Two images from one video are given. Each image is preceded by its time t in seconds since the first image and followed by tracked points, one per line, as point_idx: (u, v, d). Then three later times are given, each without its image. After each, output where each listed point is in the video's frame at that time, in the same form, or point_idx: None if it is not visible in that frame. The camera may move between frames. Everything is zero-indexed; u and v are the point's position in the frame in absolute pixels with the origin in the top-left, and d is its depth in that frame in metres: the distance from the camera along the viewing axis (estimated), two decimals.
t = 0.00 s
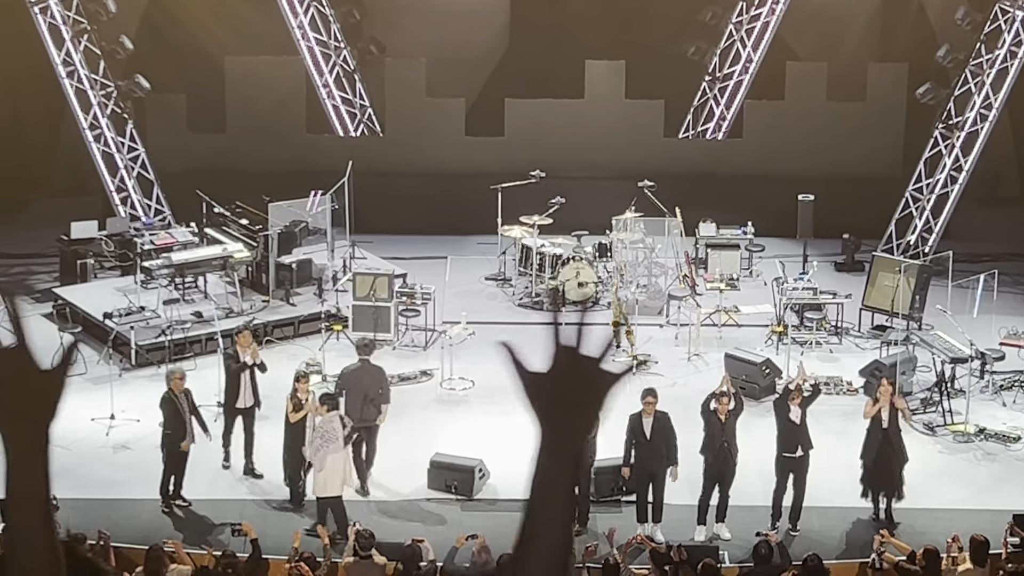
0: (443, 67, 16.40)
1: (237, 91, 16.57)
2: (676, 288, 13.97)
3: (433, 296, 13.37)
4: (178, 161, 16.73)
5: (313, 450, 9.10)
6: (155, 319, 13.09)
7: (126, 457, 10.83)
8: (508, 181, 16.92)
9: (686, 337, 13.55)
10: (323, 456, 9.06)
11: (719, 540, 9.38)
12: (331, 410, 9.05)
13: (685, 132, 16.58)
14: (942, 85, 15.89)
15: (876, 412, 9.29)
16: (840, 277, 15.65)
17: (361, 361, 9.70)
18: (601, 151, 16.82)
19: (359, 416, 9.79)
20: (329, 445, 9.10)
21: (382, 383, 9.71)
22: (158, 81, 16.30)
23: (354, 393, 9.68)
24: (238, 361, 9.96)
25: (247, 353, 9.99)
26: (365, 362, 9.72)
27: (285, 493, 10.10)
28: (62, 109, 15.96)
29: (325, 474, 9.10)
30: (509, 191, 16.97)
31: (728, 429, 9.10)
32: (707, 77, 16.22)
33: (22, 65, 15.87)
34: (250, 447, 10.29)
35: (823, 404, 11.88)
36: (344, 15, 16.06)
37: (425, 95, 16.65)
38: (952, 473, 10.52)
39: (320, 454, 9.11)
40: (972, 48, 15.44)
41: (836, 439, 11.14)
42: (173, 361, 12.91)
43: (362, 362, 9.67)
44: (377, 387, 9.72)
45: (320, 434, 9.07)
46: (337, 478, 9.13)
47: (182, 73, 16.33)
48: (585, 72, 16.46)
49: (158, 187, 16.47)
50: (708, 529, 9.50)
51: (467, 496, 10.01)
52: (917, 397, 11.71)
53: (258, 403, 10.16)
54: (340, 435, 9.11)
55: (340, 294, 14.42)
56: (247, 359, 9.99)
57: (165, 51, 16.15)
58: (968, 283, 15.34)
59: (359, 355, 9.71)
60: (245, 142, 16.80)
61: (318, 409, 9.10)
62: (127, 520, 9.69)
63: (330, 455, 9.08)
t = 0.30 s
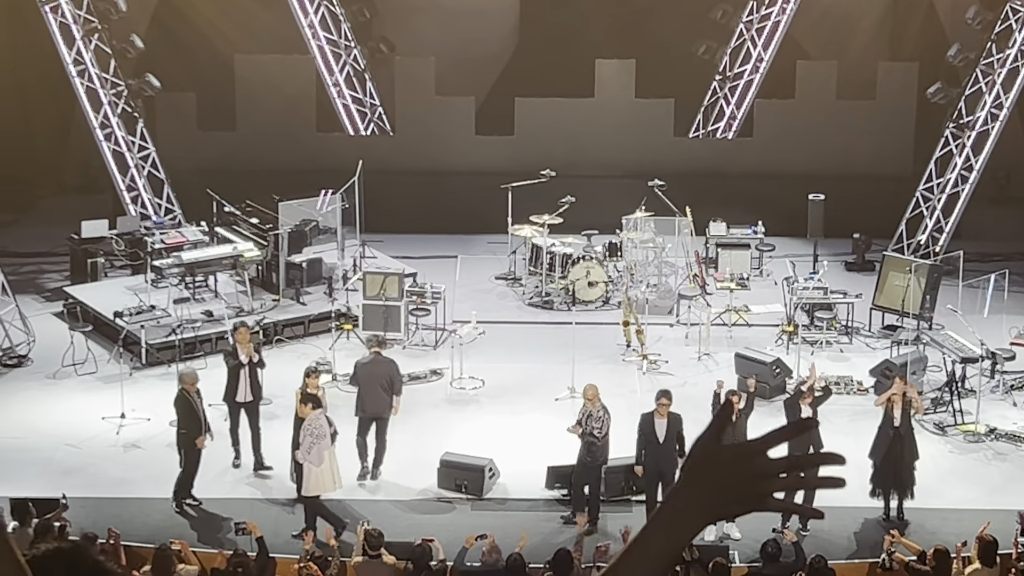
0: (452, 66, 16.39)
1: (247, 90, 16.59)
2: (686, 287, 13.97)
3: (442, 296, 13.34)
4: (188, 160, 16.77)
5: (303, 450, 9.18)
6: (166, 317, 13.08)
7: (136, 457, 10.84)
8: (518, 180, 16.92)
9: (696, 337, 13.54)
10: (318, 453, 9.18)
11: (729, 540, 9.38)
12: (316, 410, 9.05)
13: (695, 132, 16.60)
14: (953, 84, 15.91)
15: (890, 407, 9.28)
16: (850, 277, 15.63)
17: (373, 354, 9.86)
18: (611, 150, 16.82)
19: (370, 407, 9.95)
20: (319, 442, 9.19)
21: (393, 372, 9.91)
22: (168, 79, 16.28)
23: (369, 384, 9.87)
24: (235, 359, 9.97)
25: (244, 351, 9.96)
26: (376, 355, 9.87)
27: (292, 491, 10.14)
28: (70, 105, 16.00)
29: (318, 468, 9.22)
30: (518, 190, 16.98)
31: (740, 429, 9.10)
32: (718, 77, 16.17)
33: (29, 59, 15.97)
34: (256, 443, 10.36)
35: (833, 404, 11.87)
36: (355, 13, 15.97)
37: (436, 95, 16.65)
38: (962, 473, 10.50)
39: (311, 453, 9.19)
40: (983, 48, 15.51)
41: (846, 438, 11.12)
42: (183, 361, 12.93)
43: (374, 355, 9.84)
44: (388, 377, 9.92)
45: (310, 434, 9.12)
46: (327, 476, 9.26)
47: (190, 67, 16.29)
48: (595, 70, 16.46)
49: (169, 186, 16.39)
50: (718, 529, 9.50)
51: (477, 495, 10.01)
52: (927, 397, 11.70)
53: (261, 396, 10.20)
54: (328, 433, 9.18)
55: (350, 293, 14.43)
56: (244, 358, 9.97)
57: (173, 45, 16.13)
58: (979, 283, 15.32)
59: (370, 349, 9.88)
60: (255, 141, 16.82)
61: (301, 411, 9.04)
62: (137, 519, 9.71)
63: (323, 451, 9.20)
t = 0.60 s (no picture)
0: (465, 69, 16.42)
1: (262, 93, 16.65)
2: (700, 290, 13.97)
3: (456, 298, 13.38)
4: (204, 162, 16.76)
5: (299, 451, 9.07)
6: (179, 320, 13.09)
7: (149, 459, 10.88)
8: (532, 183, 16.93)
9: (709, 340, 13.52)
10: (313, 457, 9.10)
11: (742, 543, 9.37)
12: (312, 412, 8.99)
13: (709, 135, 16.60)
14: (966, 87, 15.86)
15: (906, 408, 9.27)
16: (864, 280, 15.61)
17: (386, 353, 9.90)
18: (625, 153, 16.80)
19: (386, 406, 10.04)
20: (313, 445, 9.10)
21: (405, 370, 9.99)
22: (181, 81, 16.33)
23: (383, 383, 9.93)
24: (245, 359, 10.00)
25: (253, 349, 10.03)
26: (388, 354, 9.93)
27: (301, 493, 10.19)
28: (86, 110, 15.96)
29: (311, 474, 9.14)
30: (532, 193, 16.99)
31: (752, 433, 9.08)
32: (731, 80, 16.20)
33: (46, 62, 15.88)
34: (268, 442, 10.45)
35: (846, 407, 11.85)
36: (368, 16, 16.08)
37: (449, 97, 16.66)
38: (976, 476, 10.48)
39: (306, 454, 9.10)
40: (996, 51, 15.42)
41: (859, 442, 11.12)
42: (196, 362, 13.05)
43: (387, 354, 9.89)
44: (401, 375, 9.98)
45: (306, 436, 9.03)
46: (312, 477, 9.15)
47: (202, 68, 16.35)
48: (608, 73, 16.48)
49: (183, 189, 16.61)
50: (732, 533, 9.48)
51: (490, 498, 10.02)
52: (941, 400, 11.69)
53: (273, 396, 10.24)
54: (321, 436, 9.11)
55: (363, 296, 14.43)
56: (253, 357, 10.01)
57: (187, 48, 16.24)
58: (993, 285, 15.28)
59: (383, 349, 9.92)
60: (269, 144, 16.87)
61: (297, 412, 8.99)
62: (150, 520, 9.76)
63: (317, 455, 9.11)
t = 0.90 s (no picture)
0: (479, 71, 16.44)
1: (276, 95, 16.70)
2: (712, 292, 13.98)
3: (469, 300, 13.39)
4: (218, 164, 16.86)
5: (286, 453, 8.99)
6: (193, 322, 13.20)
7: (162, 460, 10.92)
8: (545, 185, 16.96)
9: (723, 342, 13.52)
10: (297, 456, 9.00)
11: (755, 545, 9.37)
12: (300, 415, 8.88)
13: (722, 136, 16.64)
14: (980, 89, 15.82)
15: (922, 411, 9.27)
16: (878, 282, 15.60)
17: (396, 350, 10.00)
18: (638, 154, 16.77)
19: (394, 404, 10.15)
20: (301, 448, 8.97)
21: (415, 367, 10.06)
22: (196, 83, 16.41)
23: (394, 379, 10.02)
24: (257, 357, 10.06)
25: (267, 349, 10.07)
26: (399, 351, 10.01)
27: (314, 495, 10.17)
28: (99, 110, 16.15)
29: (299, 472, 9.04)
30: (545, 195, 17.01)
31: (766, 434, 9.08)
32: (745, 81, 16.26)
33: (58, 62, 16.01)
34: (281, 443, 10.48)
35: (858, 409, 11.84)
36: (382, 18, 16.09)
37: (463, 99, 16.69)
38: (990, 479, 10.46)
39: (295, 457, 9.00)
40: (1011, 53, 15.46)
41: (872, 444, 11.12)
42: (210, 364, 13.04)
43: (397, 351, 9.98)
44: (412, 371, 10.06)
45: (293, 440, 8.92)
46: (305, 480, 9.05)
47: (215, 69, 16.41)
48: (622, 75, 16.49)
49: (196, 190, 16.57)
50: (744, 534, 9.51)
51: (503, 500, 10.03)
52: (955, 403, 11.68)
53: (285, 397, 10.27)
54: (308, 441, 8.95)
55: (377, 298, 14.44)
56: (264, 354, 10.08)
57: (201, 50, 16.28)
58: (1007, 288, 15.25)
59: (395, 346, 10.02)
60: (283, 146, 16.92)
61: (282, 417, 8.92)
62: (165, 520, 9.80)
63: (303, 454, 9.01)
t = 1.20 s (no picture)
0: (490, 73, 16.45)
1: (288, 96, 16.74)
2: (724, 293, 13.99)
3: (481, 302, 13.39)
4: (229, 165, 16.94)
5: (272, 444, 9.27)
6: (204, 323, 13.25)
7: (174, 461, 10.95)
8: (557, 187, 16.99)
9: (734, 344, 13.52)
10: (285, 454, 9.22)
11: (766, 547, 9.36)
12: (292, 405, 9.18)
13: (734, 138, 16.63)
14: (994, 91, 15.83)
15: (936, 415, 9.24)
16: (890, 284, 15.58)
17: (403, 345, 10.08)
18: (650, 156, 16.80)
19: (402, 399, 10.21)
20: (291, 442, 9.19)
21: (424, 362, 10.16)
22: (208, 84, 16.45)
23: (403, 374, 10.08)
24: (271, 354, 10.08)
25: (282, 350, 10.09)
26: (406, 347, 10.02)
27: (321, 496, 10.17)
28: (111, 112, 16.20)
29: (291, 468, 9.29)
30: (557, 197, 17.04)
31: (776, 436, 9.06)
32: (757, 83, 16.19)
33: (71, 65, 16.15)
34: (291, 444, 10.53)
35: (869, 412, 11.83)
36: (394, 20, 16.04)
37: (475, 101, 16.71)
38: (1002, 481, 10.45)
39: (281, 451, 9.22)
40: None
41: (883, 446, 11.11)
42: (221, 365, 13.06)
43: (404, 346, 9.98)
44: (419, 366, 10.12)
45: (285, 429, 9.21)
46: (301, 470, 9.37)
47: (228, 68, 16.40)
48: (634, 77, 16.49)
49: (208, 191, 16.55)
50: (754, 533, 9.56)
51: (514, 501, 10.05)
52: (967, 405, 11.66)
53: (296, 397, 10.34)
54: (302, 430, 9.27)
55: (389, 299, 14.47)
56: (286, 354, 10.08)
57: (213, 52, 16.30)
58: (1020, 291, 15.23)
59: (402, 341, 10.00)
60: (295, 148, 16.97)
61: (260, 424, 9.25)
62: (177, 521, 9.83)
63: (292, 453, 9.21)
